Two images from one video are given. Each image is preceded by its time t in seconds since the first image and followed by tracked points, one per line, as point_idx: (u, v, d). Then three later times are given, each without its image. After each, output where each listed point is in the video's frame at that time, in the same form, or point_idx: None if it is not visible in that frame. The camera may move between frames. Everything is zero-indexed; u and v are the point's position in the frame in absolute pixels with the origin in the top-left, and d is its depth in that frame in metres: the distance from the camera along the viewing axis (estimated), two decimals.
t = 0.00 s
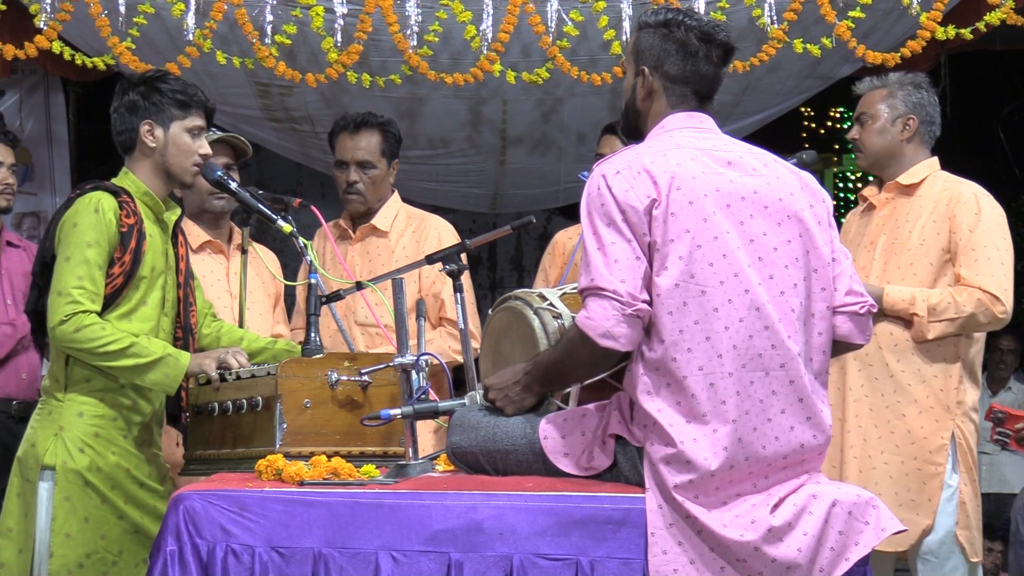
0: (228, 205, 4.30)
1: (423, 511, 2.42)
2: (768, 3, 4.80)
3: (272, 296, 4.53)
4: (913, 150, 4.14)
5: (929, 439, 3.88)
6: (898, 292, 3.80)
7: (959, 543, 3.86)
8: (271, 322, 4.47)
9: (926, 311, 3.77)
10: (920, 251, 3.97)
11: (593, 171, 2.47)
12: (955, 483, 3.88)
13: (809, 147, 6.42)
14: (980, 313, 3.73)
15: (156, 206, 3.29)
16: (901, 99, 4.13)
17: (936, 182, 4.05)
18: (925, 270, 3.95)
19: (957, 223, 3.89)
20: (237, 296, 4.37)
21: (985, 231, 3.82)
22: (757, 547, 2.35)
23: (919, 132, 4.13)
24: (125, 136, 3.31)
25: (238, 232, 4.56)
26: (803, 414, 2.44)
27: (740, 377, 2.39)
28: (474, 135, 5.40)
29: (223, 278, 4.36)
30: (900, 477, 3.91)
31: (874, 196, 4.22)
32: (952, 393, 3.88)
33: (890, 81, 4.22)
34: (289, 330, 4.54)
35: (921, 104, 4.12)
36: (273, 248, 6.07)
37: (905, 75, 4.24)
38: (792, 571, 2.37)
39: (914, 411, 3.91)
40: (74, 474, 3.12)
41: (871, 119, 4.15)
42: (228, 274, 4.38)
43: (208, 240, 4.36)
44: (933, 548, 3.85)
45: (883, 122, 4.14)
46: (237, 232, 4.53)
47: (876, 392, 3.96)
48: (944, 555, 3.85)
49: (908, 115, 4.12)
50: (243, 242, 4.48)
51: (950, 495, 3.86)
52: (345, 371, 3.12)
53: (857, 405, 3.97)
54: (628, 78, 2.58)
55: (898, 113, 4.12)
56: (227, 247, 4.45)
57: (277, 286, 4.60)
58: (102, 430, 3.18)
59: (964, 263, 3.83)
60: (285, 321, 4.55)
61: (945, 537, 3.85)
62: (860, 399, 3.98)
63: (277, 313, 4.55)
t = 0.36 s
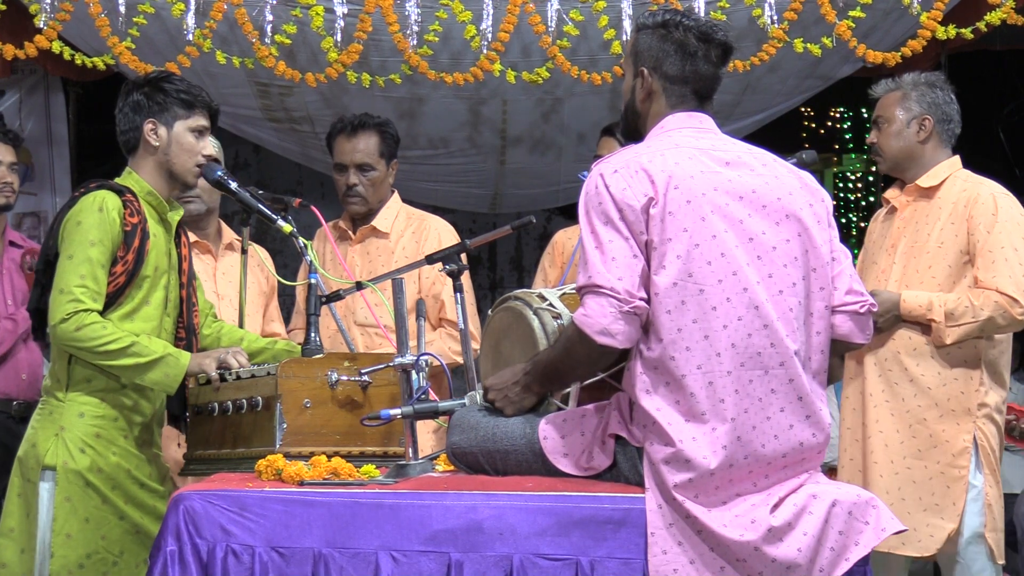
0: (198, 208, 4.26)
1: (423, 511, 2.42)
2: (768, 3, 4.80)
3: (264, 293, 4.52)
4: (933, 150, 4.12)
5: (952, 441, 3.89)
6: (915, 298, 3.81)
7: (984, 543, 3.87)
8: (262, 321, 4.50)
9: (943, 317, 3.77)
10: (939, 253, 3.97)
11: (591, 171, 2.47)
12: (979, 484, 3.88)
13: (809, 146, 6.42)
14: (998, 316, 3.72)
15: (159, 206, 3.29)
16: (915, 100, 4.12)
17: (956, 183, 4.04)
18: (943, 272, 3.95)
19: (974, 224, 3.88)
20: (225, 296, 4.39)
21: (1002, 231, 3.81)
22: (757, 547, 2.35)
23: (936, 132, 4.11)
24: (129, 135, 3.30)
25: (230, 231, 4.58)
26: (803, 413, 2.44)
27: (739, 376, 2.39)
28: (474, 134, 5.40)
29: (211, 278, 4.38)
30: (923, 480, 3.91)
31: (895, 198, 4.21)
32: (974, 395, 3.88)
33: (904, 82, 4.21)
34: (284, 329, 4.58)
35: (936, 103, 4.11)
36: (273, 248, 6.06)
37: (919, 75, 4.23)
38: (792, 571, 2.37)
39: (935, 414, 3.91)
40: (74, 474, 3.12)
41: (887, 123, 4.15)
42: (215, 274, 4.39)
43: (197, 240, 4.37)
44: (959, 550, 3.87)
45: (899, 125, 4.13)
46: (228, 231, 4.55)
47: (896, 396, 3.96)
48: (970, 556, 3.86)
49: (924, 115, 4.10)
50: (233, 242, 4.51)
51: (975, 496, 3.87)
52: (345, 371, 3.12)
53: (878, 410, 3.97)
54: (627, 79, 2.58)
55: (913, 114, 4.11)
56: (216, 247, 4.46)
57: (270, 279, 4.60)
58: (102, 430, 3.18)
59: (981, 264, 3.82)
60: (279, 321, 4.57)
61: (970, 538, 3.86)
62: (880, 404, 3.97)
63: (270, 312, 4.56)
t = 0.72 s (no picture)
0: (191, 209, 4.28)
1: (423, 511, 2.42)
2: (768, 3, 4.80)
3: (258, 292, 4.55)
4: (929, 149, 4.11)
5: (942, 440, 3.89)
6: (908, 296, 3.80)
7: (975, 541, 3.86)
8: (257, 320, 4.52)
9: (936, 316, 3.76)
10: (933, 252, 3.96)
11: (590, 173, 2.47)
12: (971, 482, 3.87)
13: (809, 146, 6.42)
14: (991, 316, 3.72)
15: (160, 206, 3.29)
16: (912, 100, 4.10)
17: (952, 182, 4.03)
18: (936, 271, 3.94)
19: (969, 224, 3.87)
20: (217, 295, 4.42)
21: (997, 231, 3.80)
22: (757, 547, 2.35)
23: (933, 132, 4.10)
24: (127, 136, 3.30)
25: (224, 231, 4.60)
26: (803, 414, 2.44)
27: (740, 377, 2.39)
28: (474, 134, 5.40)
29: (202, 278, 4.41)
30: (912, 478, 3.91)
31: (890, 196, 4.21)
32: (964, 394, 3.88)
33: (902, 81, 4.20)
34: (280, 330, 4.58)
35: (933, 103, 4.09)
36: (273, 248, 6.07)
37: (917, 74, 4.21)
38: (792, 571, 2.37)
39: (926, 412, 3.92)
40: (74, 474, 3.12)
41: (883, 122, 4.14)
42: (208, 274, 4.43)
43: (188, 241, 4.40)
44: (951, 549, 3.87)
45: (896, 123, 4.11)
46: (221, 231, 4.57)
47: (887, 394, 3.96)
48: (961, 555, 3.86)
49: (920, 114, 4.09)
50: (224, 241, 4.54)
51: (966, 494, 3.87)
52: (345, 371, 3.12)
53: (868, 408, 3.98)
54: (626, 81, 2.59)
55: (910, 113, 4.10)
56: (208, 246, 4.50)
57: (265, 279, 4.61)
58: (102, 430, 3.18)
59: (976, 265, 3.82)
60: (274, 320, 4.58)
61: (961, 537, 3.87)
62: (871, 402, 3.98)
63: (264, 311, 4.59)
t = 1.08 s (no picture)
0: (212, 208, 4.30)
1: (423, 511, 2.42)
2: (768, 3, 4.80)
3: (261, 298, 4.54)
4: (901, 150, 4.13)
5: (909, 438, 3.91)
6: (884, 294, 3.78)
7: (943, 539, 3.83)
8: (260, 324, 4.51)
9: (911, 314, 3.74)
10: (906, 252, 3.97)
11: (589, 175, 2.47)
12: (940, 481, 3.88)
13: (809, 147, 6.42)
14: (964, 316, 3.74)
15: (160, 206, 3.29)
16: (886, 101, 4.12)
17: (923, 184, 4.05)
18: (910, 271, 3.96)
19: (944, 225, 3.89)
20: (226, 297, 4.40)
21: (971, 233, 3.83)
22: (757, 547, 2.35)
23: (906, 133, 4.13)
24: (128, 137, 3.31)
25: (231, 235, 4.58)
26: (803, 413, 2.44)
27: (740, 377, 2.39)
28: (474, 134, 5.40)
29: (212, 280, 4.39)
30: (880, 473, 3.91)
31: (861, 195, 4.22)
32: (932, 392, 3.89)
33: (875, 82, 4.21)
34: (281, 332, 4.58)
35: (906, 104, 4.12)
36: (273, 248, 6.07)
37: (889, 77, 4.24)
38: (792, 571, 2.37)
39: (895, 410, 3.93)
40: (72, 473, 3.12)
41: (857, 122, 4.15)
42: (216, 277, 4.40)
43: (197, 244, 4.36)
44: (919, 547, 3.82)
45: (870, 124, 4.13)
46: (230, 236, 4.54)
47: (858, 391, 3.99)
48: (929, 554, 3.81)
49: (894, 115, 4.11)
50: (233, 245, 4.52)
51: (935, 492, 3.86)
52: (345, 371, 3.11)
53: (838, 404, 4.00)
54: (620, 83, 2.59)
55: (884, 114, 4.11)
56: (217, 250, 4.46)
57: (268, 285, 4.61)
58: (101, 429, 3.18)
59: (950, 266, 3.84)
60: (274, 323, 4.58)
61: (930, 535, 3.83)
62: (841, 398, 4.00)
63: (267, 315, 4.58)
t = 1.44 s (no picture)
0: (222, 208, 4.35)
1: (423, 511, 2.42)
2: (768, 3, 4.79)
3: (262, 299, 4.53)
4: (872, 156, 4.08)
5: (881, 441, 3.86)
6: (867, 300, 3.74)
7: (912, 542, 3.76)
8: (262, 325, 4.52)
9: (892, 321, 3.72)
10: (884, 259, 3.95)
11: (586, 175, 2.47)
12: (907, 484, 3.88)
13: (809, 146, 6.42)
14: (945, 324, 3.73)
15: (160, 206, 3.29)
16: (859, 107, 4.06)
17: (896, 193, 4.03)
18: (887, 279, 3.94)
19: (922, 235, 3.89)
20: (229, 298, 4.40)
21: (950, 243, 3.84)
22: (757, 547, 2.35)
23: (877, 138, 4.08)
24: (128, 137, 3.31)
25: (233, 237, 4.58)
26: (802, 412, 2.44)
27: (739, 376, 2.39)
28: (474, 134, 5.39)
29: (215, 281, 4.38)
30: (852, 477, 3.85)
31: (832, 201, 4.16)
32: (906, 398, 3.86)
33: (846, 88, 4.14)
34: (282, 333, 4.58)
35: (878, 111, 4.07)
36: (273, 248, 6.07)
37: (860, 83, 4.17)
38: (792, 571, 2.37)
39: (867, 413, 3.88)
40: (73, 473, 3.12)
41: (829, 126, 4.07)
42: (218, 278, 4.39)
43: (200, 244, 4.36)
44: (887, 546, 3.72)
45: (842, 128, 4.06)
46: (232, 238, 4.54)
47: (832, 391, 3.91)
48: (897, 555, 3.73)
49: (867, 121, 4.05)
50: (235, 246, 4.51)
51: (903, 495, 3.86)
52: (345, 371, 3.11)
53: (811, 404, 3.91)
54: (619, 84, 2.58)
55: (857, 120, 4.05)
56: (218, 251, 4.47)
57: (269, 288, 4.61)
58: (101, 429, 3.19)
59: (929, 274, 3.84)
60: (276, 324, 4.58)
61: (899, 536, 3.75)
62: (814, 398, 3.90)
63: (269, 317, 4.58)
